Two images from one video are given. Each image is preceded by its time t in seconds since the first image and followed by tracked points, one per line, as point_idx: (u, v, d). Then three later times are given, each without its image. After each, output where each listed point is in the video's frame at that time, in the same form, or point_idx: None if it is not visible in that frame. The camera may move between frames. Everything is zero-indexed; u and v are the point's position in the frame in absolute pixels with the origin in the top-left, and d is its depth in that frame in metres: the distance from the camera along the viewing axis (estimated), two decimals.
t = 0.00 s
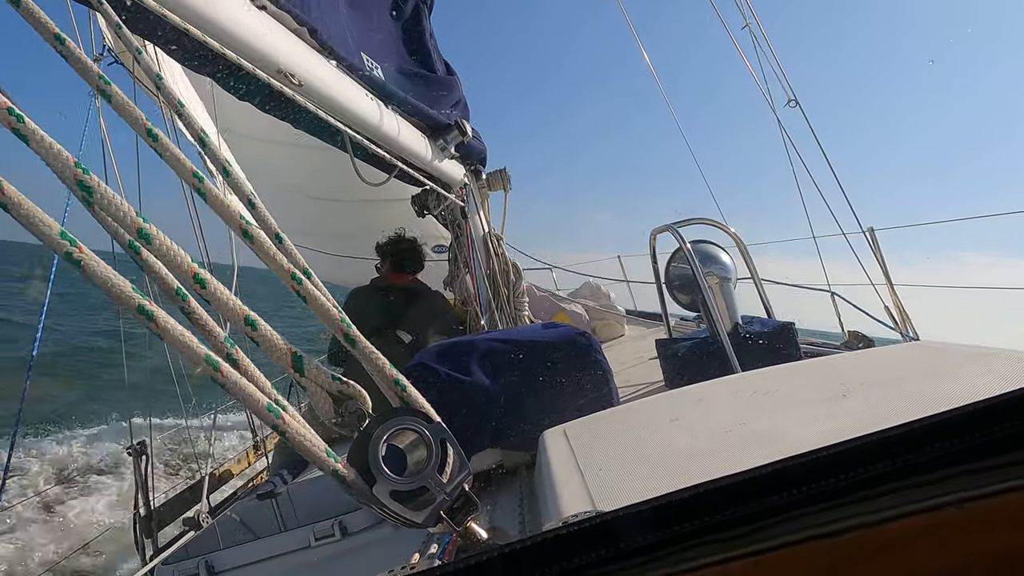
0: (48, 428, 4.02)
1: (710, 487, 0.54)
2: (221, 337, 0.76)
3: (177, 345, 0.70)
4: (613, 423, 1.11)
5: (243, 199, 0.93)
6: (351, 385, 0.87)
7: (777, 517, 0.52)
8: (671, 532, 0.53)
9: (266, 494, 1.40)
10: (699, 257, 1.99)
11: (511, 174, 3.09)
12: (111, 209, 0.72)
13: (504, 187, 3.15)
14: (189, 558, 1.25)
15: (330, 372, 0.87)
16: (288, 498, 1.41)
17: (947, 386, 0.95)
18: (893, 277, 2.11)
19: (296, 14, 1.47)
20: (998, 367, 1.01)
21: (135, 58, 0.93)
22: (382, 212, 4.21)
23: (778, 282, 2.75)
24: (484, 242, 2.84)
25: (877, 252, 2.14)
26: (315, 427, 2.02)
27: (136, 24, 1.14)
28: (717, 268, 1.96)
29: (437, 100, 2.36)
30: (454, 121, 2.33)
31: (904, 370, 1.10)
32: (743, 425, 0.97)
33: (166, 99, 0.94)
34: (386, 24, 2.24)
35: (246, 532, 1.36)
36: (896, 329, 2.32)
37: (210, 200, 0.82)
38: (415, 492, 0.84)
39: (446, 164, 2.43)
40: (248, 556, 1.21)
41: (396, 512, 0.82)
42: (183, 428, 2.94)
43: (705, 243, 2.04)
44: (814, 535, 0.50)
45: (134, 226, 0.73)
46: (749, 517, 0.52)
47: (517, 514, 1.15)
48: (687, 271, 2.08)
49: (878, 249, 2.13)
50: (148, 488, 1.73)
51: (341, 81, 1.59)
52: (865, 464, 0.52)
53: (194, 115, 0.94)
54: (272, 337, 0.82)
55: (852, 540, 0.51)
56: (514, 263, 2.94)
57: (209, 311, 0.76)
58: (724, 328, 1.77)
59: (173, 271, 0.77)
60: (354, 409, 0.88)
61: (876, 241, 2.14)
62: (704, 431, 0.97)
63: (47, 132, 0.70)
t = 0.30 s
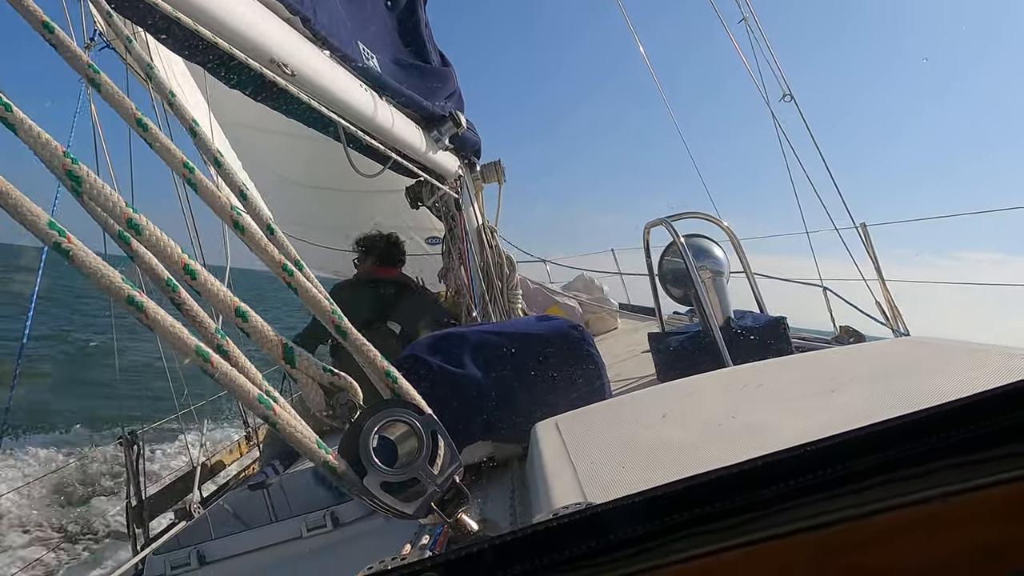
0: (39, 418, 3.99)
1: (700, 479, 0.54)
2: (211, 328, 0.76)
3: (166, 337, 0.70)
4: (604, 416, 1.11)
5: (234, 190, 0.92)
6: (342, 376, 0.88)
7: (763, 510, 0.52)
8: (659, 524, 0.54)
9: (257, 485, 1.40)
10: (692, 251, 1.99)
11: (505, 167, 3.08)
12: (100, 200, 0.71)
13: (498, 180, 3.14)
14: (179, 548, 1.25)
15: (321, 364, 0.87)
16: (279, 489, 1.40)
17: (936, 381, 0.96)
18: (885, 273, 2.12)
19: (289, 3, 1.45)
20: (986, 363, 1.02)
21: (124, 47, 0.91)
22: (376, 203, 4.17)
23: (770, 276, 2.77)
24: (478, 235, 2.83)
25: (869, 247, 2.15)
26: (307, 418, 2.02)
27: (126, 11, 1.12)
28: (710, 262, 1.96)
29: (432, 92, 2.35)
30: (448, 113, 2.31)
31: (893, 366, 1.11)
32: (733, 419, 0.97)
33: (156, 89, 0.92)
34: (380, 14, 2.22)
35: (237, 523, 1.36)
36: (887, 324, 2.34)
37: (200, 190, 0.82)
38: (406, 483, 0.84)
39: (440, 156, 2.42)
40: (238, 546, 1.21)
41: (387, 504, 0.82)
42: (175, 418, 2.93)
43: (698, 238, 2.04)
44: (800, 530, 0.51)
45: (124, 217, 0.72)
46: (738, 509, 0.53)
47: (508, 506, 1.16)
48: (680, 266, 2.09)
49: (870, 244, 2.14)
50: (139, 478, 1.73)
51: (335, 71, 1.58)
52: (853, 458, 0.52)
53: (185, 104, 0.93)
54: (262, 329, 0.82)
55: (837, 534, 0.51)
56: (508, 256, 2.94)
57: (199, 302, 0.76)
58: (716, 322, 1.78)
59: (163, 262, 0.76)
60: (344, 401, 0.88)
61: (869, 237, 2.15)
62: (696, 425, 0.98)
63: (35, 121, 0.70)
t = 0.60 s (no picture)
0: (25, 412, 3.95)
1: (689, 479, 0.55)
2: (203, 322, 0.75)
3: (157, 330, 0.70)
4: (595, 415, 1.11)
5: (227, 183, 0.91)
6: (334, 372, 0.88)
7: (752, 510, 0.53)
8: (649, 523, 0.54)
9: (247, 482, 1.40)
10: (684, 252, 2.00)
11: (498, 165, 3.08)
12: (92, 190, 0.70)
13: (491, 178, 3.14)
14: (167, 545, 1.24)
15: (312, 359, 0.86)
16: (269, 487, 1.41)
17: (922, 384, 0.97)
18: (873, 275, 2.14)
19: None
20: (972, 366, 1.03)
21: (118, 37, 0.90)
22: (369, 200, 4.15)
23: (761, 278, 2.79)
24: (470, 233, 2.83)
25: (858, 249, 2.17)
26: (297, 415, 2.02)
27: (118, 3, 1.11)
28: (701, 263, 1.97)
29: (426, 89, 2.34)
30: (442, 110, 2.31)
31: (881, 368, 1.12)
32: (723, 419, 0.98)
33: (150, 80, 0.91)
34: (374, 11, 2.21)
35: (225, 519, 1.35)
36: (875, 327, 2.36)
37: (194, 182, 0.81)
38: (396, 481, 0.84)
39: (434, 153, 2.42)
40: (226, 544, 1.20)
41: (376, 501, 0.82)
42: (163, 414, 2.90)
43: (690, 238, 2.05)
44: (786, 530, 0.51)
45: (116, 209, 0.72)
46: (726, 509, 0.53)
47: (497, 504, 1.16)
48: (671, 266, 2.10)
49: (860, 247, 2.16)
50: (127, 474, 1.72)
51: (329, 66, 1.57)
52: (842, 459, 0.52)
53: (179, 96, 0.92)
54: (254, 323, 0.82)
55: (823, 534, 0.52)
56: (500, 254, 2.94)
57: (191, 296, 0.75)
58: (707, 323, 1.79)
59: (155, 255, 0.76)
60: (336, 398, 0.87)
61: (859, 239, 2.17)
62: (685, 425, 0.98)
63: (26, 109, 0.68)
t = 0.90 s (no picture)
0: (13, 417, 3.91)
1: (681, 489, 0.55)
2: (192, 330, 0.75)
3: (146, 338, 0.69)
4: (588, 424, 1.11)
5: (218, 190, 0.91)
6: (324, 380, 0.86)
7: (744, 520, 0.53)
8: (641, 532, 0.54)
9: (237, 487, 1.38)
10: (677, 261, 2.01)
11: (493, 172, 3.09)
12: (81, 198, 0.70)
13: (486, 185, 3.15)
14: (154, 551, 1.23)
15: (302, 367, 0.86)
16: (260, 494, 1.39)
17: (913, 395, 0.97)
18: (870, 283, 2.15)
19: (279, 4, 1.45)
20: (962, 377, 1.04)
21: (110, 43, 0.90)
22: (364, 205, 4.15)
23: (754, 287, 2.80)
24: (464, 240, 2.83)
25: (850, 259, 2.18)
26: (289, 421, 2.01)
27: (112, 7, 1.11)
28: (694, 271, 1.98)
29: (421, 95, 2.35)
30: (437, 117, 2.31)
31: (872, 378, 1.12)
32: (715, 428, 0.98)
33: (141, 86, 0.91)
34: (371, 18, 2.21)
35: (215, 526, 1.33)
36: (867, 336, 2.37)
37: (183, 189, 0.81)
38: (387, 489, 0.83)
39: (429, 160, 2.42)
40: (216, 550, 1.19)
41: (366, 508, 0.82)
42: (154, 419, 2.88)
43: (683, 247, 2.06)
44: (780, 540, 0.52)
45: (105, 216, 0.70)
46: (719, 518, 0.53)
47: (489, 513, 1.15)
48: (664, 275, 2.11)
49: (852, 257, 2.17)
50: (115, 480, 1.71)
51: (324, 73, 1.58)
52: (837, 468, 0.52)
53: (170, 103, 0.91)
54: (244, 330, 0.81)
55: (818, 543, 0.52)
56: (494, 260, 2.94)
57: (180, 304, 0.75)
58: (699, 331, 1.80)
59: (144, 262, 0.75)
60: (326, 405, 0.87)
61: (851, 250, 2.18)
62: (678, 434, 0.98)
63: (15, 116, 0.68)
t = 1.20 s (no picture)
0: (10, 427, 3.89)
1: (681, 501, 0.55)
2: (191, 340, 0.75)
3: (143, 348, 0.69)
4: (586, 435, 1.11)
5: (218, 200, 0.91)
6: (322, 391, 0.87)
7: (743, 532, 0.53)
8: (640, 544, 0.54)
9: (234, 498, 1.37)
10: (676, 272, 2.01)
11: (492, 184, 3.10)
12: (80, 207, 0.70)
13: (485, 196, 3.15)
14: (150, 564, 1.22)
15: (301, 377, 0.86)
16: (256, 505, 1.38)
17: (912, 406, 0.97)
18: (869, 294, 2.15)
19: (280, 16, 1.46)
20: (961, 388, 1.03)
21: (111, 55, 0.91)
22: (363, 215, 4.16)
23: (753, 298, 2.79)
24: (463, 250, 2.84)
25: (849, 270, 2.18)
26: (287, 432, 2.00)
27: (113, 20, 1.12)
28: (693, 282, 1.99)
29: (421, 106, 2.37)
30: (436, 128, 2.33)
31: (871, 389, 1.12)
32: (713, 440, 0.98)
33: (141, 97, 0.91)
34: (371, 30, 2.23)
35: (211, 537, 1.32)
36: (867, 347, 2.37)
37: (182, 199, 0.81)
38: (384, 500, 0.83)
39: (428, 171, 2.43)
40: (212, 562, 1.19)
41: (364, 520, 0.81)
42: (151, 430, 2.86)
43: (682, 258, 2.07)
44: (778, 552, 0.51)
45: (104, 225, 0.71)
46: (717, 531, 0.53)
47: (488, 524, 1.15)
48: (663, 286, 2.11)
49: (850, 268, 2.18)
50: (112, 491, 1.70)
51: (325, 84, 1.59)
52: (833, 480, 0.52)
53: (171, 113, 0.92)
54: (243, 341, 0.81)
55: (819, 556, 0.52)
56: (494, 271, 2.95)
57: (179, 313, 0.75)
58: (699, 342, 1.80)
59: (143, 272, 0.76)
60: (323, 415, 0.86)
61: (849, 260, 2.19)
62: (677, 445, 0.98)
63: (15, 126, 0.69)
